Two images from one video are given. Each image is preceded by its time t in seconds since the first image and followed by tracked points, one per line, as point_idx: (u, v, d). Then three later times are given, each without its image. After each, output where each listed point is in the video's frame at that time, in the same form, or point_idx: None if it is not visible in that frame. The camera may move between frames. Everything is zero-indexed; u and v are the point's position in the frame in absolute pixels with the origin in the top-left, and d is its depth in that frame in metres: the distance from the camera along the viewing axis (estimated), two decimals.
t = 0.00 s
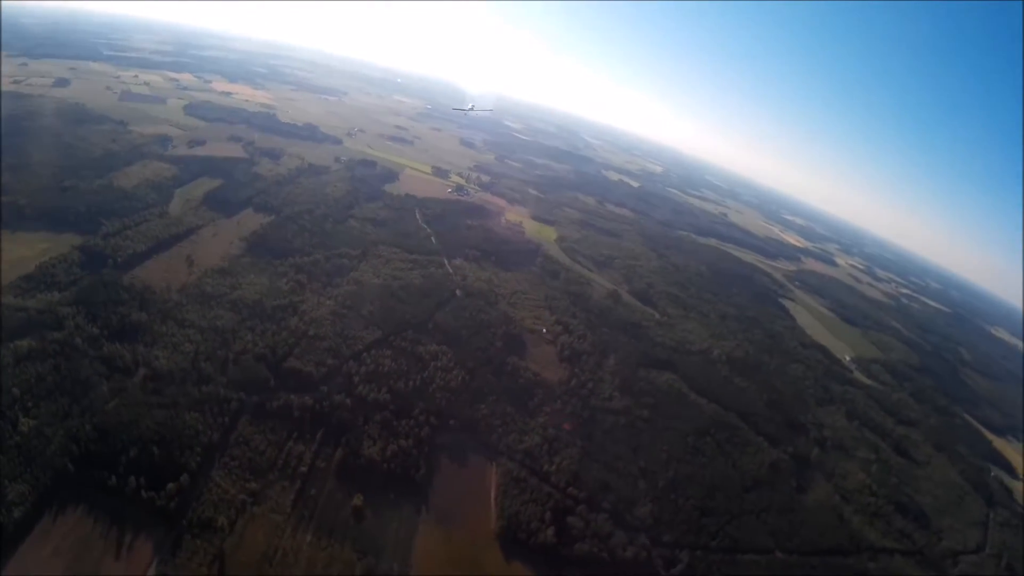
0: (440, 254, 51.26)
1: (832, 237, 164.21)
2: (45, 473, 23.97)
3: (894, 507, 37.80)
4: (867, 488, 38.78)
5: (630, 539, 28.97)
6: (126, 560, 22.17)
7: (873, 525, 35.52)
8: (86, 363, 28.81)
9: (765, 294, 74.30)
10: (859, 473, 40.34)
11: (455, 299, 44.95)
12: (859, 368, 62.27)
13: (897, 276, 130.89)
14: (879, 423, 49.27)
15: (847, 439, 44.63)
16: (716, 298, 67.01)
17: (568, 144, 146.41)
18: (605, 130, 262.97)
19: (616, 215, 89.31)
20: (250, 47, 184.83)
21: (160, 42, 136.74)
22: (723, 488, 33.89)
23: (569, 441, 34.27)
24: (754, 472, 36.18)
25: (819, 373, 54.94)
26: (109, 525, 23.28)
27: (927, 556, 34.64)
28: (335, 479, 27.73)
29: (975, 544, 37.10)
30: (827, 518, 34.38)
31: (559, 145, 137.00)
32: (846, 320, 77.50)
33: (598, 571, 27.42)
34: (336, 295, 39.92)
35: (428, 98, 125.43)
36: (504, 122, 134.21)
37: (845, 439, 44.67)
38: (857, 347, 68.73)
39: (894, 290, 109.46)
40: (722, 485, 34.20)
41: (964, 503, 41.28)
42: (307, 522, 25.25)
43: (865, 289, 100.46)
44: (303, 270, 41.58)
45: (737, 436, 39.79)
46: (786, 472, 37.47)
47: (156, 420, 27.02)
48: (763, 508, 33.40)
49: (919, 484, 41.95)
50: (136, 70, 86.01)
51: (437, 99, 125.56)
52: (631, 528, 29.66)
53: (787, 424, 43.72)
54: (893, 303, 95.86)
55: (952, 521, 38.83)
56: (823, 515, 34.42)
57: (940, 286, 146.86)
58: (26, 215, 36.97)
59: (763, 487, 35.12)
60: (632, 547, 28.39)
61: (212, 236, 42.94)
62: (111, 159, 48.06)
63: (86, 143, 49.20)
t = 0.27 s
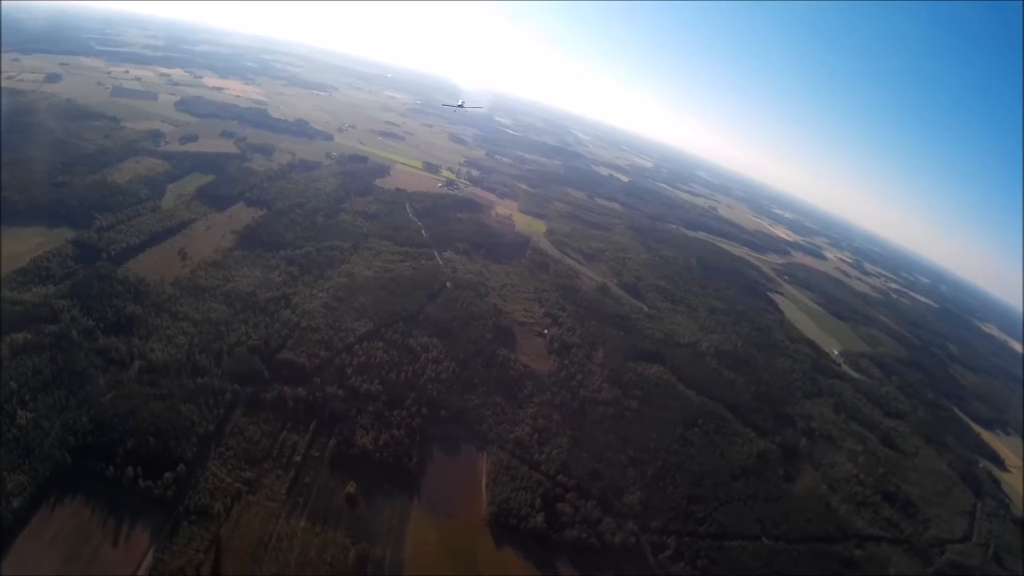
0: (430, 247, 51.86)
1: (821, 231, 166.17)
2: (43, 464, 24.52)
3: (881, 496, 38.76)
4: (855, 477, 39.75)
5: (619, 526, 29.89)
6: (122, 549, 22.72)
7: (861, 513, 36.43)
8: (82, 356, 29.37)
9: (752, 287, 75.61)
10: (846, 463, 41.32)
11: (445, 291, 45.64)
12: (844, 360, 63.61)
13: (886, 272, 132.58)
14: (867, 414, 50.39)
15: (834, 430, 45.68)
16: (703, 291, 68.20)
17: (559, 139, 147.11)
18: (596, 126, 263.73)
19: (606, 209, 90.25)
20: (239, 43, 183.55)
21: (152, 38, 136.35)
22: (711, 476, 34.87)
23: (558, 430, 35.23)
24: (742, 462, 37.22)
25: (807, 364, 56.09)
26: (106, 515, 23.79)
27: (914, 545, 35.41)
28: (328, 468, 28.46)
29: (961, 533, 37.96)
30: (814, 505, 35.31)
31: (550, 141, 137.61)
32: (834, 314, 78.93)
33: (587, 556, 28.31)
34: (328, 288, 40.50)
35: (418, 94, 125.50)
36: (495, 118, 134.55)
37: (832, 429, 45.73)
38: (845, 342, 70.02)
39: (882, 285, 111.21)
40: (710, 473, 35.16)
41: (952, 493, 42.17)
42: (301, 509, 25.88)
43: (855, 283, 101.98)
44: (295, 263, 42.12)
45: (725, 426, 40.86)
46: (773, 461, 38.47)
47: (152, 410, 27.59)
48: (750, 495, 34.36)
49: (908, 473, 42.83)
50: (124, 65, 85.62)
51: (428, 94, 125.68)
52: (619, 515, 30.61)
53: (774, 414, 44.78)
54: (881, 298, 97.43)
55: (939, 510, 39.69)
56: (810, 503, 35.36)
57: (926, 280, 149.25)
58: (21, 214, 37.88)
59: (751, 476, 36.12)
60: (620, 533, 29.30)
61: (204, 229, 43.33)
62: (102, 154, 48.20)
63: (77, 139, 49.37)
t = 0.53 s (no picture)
0: (423, 240, 52.48)
1: (812, 221, 167.75)
2: (46, 459, 25.01)
3: (874, 481, 39.90)
4: (847, 463, 40.92)
5: (614, 511, 30.82)
6: (126, 542, 23.00)
7: (853, 498, 37.55)
8: (82, 352, 29.92)
9: (743, 275, 76.70)
10: (838, 448, 42.48)
11: (439, 283, 46.32)
12: (836, 349, 64.87)
13: (877, 261, 134.18)
14: (858, 402, 51.65)
15: (827, 417, 46.85)
16: (694, 281, 69.22)
17: (550, 131, 147.40)
18: (588, 117, 263.66)
19: (597, 201, 90.96)
20: (227, 38, 182.10)
21: (141, 35, 135.67)
22: (703, 462, 35.88)
23: (552, 418, 36.15)
24: (734, 448, 38.24)
25: (798, 353, 57.26)
26: (110, 507, 24.20)
27: (906, 528, 36.32)
28: (327, 457, 29.16)
29: (955, 517, 39.00)
30: (806, 490, 36.37)
31: (541, 133, 137.84)
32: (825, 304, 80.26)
33: (583, 540, 29.14)
34: (323, 282, 41.13)
35: (409, 87, 125.38)
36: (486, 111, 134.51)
37: (825, 416, 46.90)
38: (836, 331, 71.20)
39: (874, 275, 112.72)
40: (702, 459, 36.15)
41: (944, 478, 43.36)
42: (301, 497, 26.55)
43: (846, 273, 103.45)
44: (290, 257, 42.70)
45: (718, 413, 41.91)
46: (765, 448, 39.57)
47: (152, 404, 28.20)
48: (743, 480, 35.40)
49: (900, 459, 44.06)
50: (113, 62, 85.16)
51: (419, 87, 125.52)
52: (614, 500, 31.56)
53: (765, 401, 45.96)
54: (872, 287, 98.80)
55: (931, 495, 40.78)
56: (803, 488, 36.43)
57: (916, 268, 151.15)
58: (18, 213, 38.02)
59: (743, 462, 37.15)
60: (615, 518, 30.20)
61: (199, 225, 43.81)
62: (95, 150, 48.35)
63: (69, 136, 49.47)
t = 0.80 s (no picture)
0: (419, 235, 53.02)
1: (806, 211, 168.67)
2: (53, 458, 25.44)
3: (871, 464, 40.69)
4: (843, 447, 41.76)
5: (613, 496, 31.54)
6: (134, 537, 23.47)
7: (851, 481, 38.33)
8: (85, 352, 30.44)
9: (737, 264, 77.49)
10: (834, 433, 43.30)
11: (436, 277, 46.90)
12: (831, 336, 65.77)
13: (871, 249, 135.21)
14: (854, 387, 52.52)
15: (823, 402, 47.69)
16: (688, 270, 69.97)
17: (543, 125, 147.80)
18: (581, 111, 263.74)
19: (591, 193, 91.61)
20: (217, 40, 181.63)
21: (131, 38, 135.44)
22: (700, 447, 36.64)
23: (550, 407, 36.87)
24: (731, 433, 39.02)
25: (793, 340, 58.15)
26: (117, 504, 24.63)
27: (903, 510, 37.07)
28: (330, 450, 29.78)
29: (952, 499, 39.70)
30: (803, 475, 37.16)
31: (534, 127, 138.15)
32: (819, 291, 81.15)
33: (582, 525, 29.86)
34: (320, 278, 41.67)
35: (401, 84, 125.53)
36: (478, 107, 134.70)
37: (821, 401, 47.74)
38: (831, 318, 72.08)
39: (869, 262, 113.65)
40: (699, 445, 36.91)
41: (941, 461, 44.11)
42: (305, 489, 27.16)
43: (842, 262, 104.35)
44: (287, 255, 43.24)
45: (715, 400, 42.71)
46: (761, 433, 40.40)
47: (156, 401, 28.74)
48: (740, 465, 36.19)
49: (896, 442, 44.87)
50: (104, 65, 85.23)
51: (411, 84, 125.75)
52: (613, 486, 32.29)
53: (760, 387, 46.80)
54: (867, 275, 99.63)
55: (928, 478, 41.49)
56: (799, 472, 37.21)
57: (910, 255, 152.22)
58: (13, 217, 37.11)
59: (740, 447, 37.93)
60: (614, 503, 30.89)
61: (197, 226, 44.45)
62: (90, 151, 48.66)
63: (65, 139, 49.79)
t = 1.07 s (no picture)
0: (416, 232, 53.35)
1: (801, 201, 169.30)
2: (60, 458, 25.84)
3: (867, 450, 41.30)
4: (839, 432, 42.38)
5: (612, 483, 32.15)
6: (142, 532, 23.94)
7: (848, 467, 38.93)
8: (89, 354, 30.82)
9: (732, 255, 78.05)
10: (830, 419, 43.91)
11: (433, 274, 47.32)
12: (827, 324, 66.47)
13: (867, 239, 135.78)
14: (850, 374, 53.16)
15: (819, 389, 48.28)
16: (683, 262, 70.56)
17: (537, 121, 147.95)
18: (575, 106, 263.48)
19: (586, 187, 91.99)
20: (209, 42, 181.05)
21: (123, 43, 135.13)
22: (697, 434, 37.26)
23: (548, 398, 37.42)
24: (727, 420, 39.62)
25: (788, 329, 58.84)
26: (124, 501, 25.09)
27: (900, 494, 37.69)
28: (333, 444, 30.26)
29: (949, 482, 40.21)
30: (800, 461, 37.75)
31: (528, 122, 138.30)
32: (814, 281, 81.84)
33: (582, 512, 30.44)
34: (319, 276, 42.08)
35: (395, 83, 125.61)
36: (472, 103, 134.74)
37: (816, 387, 48.34)
38: (826, 307, 72.70)
39: (864, 251, 114.44)
40: (696, 431, 37.52)
41: (938, 445, 44.64)
42: (309, 482, 27.65)
43: (837, 251, 104.98)
44: (286, 255, 43.63)
45: (712, 388, 43.30)
46: (757, 419, 41.04)
47: (160, 400, 29.18)
48: (737, 451, 36.81)
49: (893, 428, 45.46)
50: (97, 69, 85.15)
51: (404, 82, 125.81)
52: (612, 473, 32.89)
53: (755, 374, 47.43)
54: (862, 264, 100.36)
55: (925, 462, 42.03)
56: (796, 458, 37.83)
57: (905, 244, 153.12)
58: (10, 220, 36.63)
59: (737, 433, 38.51)
60: (613, 490, 31.48)
61: (195, 228, 45.11)
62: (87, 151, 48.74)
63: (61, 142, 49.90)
